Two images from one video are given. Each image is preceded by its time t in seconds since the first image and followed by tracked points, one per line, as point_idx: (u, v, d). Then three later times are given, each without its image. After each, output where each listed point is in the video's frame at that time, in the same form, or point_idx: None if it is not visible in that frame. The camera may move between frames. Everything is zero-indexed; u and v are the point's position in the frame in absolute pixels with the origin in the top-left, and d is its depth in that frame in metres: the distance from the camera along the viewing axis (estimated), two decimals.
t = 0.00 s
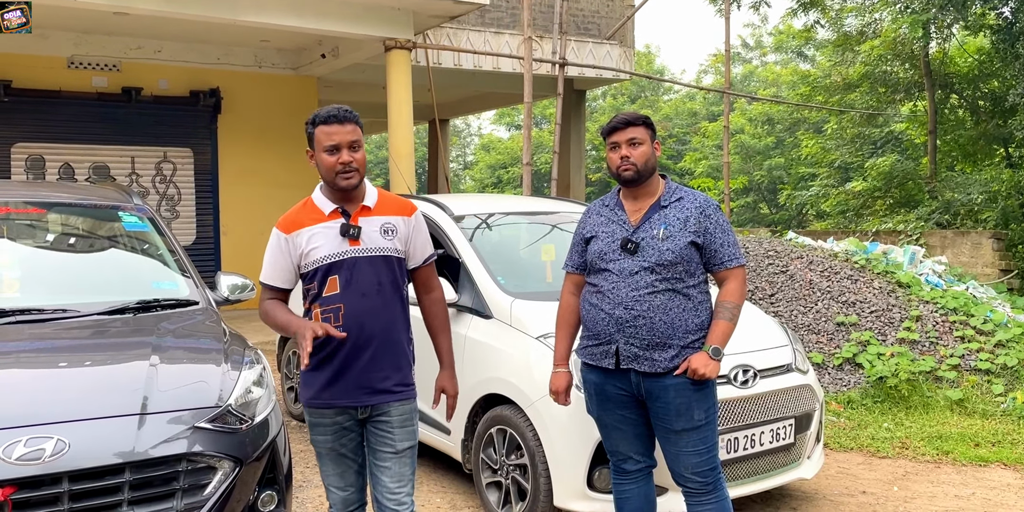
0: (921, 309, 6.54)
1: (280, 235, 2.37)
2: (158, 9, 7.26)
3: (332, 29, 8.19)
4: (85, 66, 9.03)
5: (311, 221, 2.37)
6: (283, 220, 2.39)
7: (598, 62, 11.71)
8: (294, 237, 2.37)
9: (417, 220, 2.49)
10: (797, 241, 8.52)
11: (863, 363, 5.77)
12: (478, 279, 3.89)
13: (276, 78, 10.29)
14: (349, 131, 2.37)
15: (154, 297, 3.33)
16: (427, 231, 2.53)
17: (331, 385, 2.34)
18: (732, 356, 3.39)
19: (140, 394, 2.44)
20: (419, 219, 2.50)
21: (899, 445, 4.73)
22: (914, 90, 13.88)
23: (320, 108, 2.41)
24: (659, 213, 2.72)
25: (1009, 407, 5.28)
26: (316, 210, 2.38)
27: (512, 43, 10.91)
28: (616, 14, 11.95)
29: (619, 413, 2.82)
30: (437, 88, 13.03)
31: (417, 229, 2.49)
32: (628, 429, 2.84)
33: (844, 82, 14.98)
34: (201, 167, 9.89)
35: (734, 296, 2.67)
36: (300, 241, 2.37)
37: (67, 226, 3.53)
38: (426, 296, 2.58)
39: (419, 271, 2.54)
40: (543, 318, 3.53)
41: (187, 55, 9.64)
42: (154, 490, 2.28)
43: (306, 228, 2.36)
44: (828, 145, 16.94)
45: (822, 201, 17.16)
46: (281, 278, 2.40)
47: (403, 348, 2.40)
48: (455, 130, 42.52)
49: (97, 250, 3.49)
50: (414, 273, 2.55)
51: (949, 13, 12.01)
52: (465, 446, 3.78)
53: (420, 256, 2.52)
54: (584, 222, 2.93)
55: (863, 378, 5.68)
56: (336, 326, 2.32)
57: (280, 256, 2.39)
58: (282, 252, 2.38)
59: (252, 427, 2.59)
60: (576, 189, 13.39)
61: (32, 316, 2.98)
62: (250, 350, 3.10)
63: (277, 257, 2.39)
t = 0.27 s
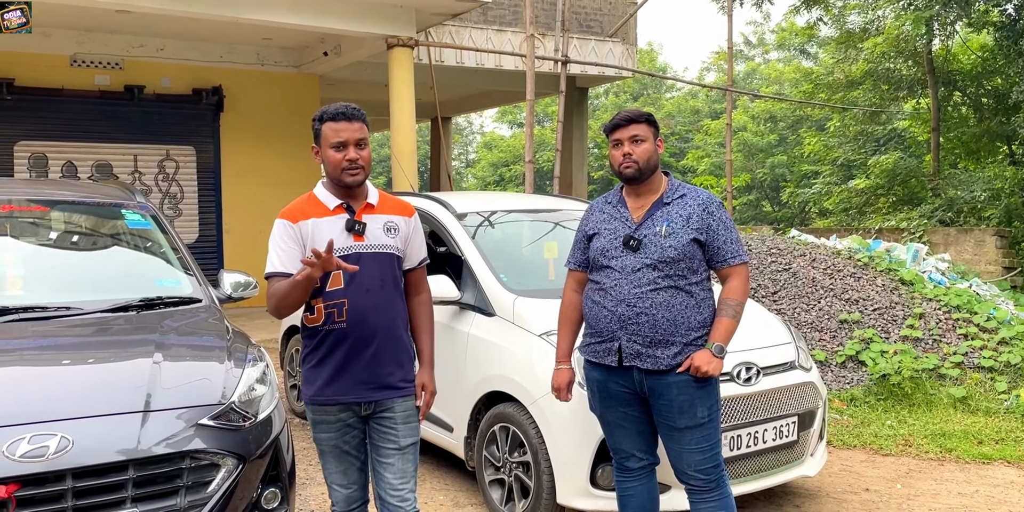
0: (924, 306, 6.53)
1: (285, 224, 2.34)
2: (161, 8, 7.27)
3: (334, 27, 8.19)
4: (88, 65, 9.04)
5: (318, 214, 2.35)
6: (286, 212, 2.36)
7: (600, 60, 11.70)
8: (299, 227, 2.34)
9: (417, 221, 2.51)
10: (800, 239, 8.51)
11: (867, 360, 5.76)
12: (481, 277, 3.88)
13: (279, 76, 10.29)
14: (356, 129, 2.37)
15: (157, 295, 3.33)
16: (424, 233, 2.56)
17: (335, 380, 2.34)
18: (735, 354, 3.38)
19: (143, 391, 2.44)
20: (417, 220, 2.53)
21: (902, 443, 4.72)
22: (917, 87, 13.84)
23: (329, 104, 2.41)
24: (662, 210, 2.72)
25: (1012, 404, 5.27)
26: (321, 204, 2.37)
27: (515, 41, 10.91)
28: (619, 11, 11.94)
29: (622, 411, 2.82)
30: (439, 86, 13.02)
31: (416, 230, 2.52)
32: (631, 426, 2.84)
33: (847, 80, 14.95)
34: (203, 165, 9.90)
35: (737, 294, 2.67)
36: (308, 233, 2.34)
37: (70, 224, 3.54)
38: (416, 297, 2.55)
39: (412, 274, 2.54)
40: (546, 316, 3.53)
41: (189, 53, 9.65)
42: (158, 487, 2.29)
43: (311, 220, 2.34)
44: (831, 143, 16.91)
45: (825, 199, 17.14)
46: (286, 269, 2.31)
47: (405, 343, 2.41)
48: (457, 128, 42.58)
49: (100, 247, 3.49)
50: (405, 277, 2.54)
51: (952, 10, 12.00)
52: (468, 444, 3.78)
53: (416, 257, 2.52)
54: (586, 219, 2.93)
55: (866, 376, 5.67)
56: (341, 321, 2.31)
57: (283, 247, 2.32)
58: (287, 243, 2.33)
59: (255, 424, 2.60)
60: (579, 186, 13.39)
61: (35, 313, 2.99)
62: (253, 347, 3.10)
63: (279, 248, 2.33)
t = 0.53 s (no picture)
0: (928, 304, 6.51)
1: (285, 230, 2.34)
2: (164, 7, 7.27)
3: (337, 25, 8.19)
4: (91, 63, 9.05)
5: (319, 216, 2.35)
6: (288, 216, 2.37)
7: (603, 57, 11.68)
8: (300, 232, 2.35)
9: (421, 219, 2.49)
10: (803, 236, 8.49)
11: (870, 358, 5.75)
12: (484, 275, 3.89)
13: (282, 75, 10.30)
14: (357, 125, 2.37)
15: (161, 293, 3.34)
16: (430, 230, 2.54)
17: (339, 380, 2.35)
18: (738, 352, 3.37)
19: (147, 390, 2.45)
20: (423, 217, 2.51)
21: (906, 441, 4.71)
22: (921, 85, 13.80)
23: (330, 103, 2.42)
24: (664, 208, 2.72)
25: (1016, 402, 5.26)
26: (323, 206, 2.37)
27: (517, 39, 10.91)
28: (622, 9, 11.93)
29: (625, 409, 2.82)
30: (442, 84, 13.02)
31: (420, 227, 2.50)
32: (634, 424, 2.83)
33: (850, 77, 14.91)
34: (206, 164, 9.91)
35: (740, 291, 2.66)
36: (309, 236, 2.34)
37: (74, 222, 3.54)
38: (426, 295, 2.56)
39: (421, 270, 2.54)
40: (549, 314, 3.53)
41: (193, 51, 9.66)
42: (161, 485, 2.29)
43: (313, 223, 2.34)
44: (835, 140, 16.88)
45: (828, 197, 17.11)
46: (289, 274, 2.36)
47: (409, 343, 2.41)
48: (460, 126, 42.64)
49: (104, 246, 3.50)
50: (415, 272, 2.55)
51: (956, 7, 11.97)
52: (471, 442, 3.78)
53: (423, 254, 2.52)
54: (589, 216, 2.93)
55: (870, 374, 5.66)
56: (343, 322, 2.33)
57: (286, 250, 2.35)
58: (289, 248, 2.35)
59: (259, 422, 2.60)
60: (582, 184, 13.38)
61: (39, 311, 2.99)
62: (257, 345, 3.10)
63: (282, 252, 2.35)
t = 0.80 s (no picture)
0: (933, 302, 6.49)
1: (290, 231, 2.40)
2: (168, 6, 7.28)
3: (341, 24, 8.19)
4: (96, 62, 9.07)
5: (321, 219, 2.37)
6: (294, 217, 2.41)
7: (607, 55, 11.66)
8: (304, 234, 2.39)
9: (428, 216, 2.46)
10: (808, 234, 8.46)
11: (875, 356, 5.73)
12: (487, 274, 3.89)
13: (286, 73, 10.31)
14: (355, 130, 2.35)
15: (165, 292, 3.34)
16: (439, 225, 2.50)
17: (342, 378, 2.36)
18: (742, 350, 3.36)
19: (151, 388, 2.45)
20: (430, 214, 2.47)
21: (910, 439, 4.70)
22: (926, 82, 13.75)
23: (332, 103, 2.40)
24: (668, 206, 2.71)
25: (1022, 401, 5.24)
26: (326, 208, 2.39)
27: (521, 37, 10.89)
28: (626, 7, 11.91)
29: (629, 407, 2.81)
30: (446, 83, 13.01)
31: (427, 225, 2.46)
32: (638, 423, 2.83)
33: (855, 75, 14.86)
34: (211, 162, 9.93)
35: (745, 290, 2.65)
36: (312, 238, 2.38)
37: (79, 221, 3.55)
38: (438, 291, 2.55)
39: (431, 267, 2.51)
40: (552, 312, 3.52)
41: (197, 50, 9.67)
42: (166, 483, 2.30)
43: (315, 226, 2.37)
44: (839, 138, 16.83)
45: (833, 195, 17.06)
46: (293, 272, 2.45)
47: (414, 343, 2.41)
48: (464, 125, 42.68)
49: (108, 245, 3.51)
50: (427, 269, 2.52)
51: (961, 5, 11.93)
52: (475, 440, 3.78)
53: (432, 251, 2.49)
54: (593, 215, 2.93)
55: (875, 372, 5.65)
56: (345, 325, 2.34)
57: (291, 251, 2.42)
58: (294, 248, 2.42)
59: (263, 421, 2.60)
60: (586, 182, 13.37)
61: (44, 310, 3.00)
62: (261, 344, 3.10)
63: (289, 252, 2.43)
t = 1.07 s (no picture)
0: (941, 301, 6.45)
1: (309, 223, 2.41)
2: (175, 5, 7.30)
3: (346, 23, 8.20)
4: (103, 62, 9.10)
5: (338, 214, 2.38)
6: (313, 210, 2.43)
7: (613, 54, 11.63)
8: (322, 226, 2.40)
9: (447, 216, 2.42)
10: (815, 233, 8.42)
11: (883, 355, 5.70)
12: (494, 273, 3.88)
13: (292, 72, 10.32)
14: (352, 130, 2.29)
15: (172, 291, 3.35)
16: (460, 226, 2.47)
17: (354, 377, 2.36)
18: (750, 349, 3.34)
19: (158, 387, 2.45)
20: (450, 213, 2.44)
21: (918, 439, 4.67)
22: (934, 80, 13.68)
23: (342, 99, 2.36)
24: (674, 205, 2.70)
25: None
26: (345, 203, 2.39)
27: (527, 35, 10.87)
28: (632, 5, 11.88)
29: (636, 407, 2.80)
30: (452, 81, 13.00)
31: (447, 224, 2.43)
32: (645, 422, 2.82)
33: (862, 73, 14.78)
34: (217, 162, 9.95)
35: (752, 289, 2.64)
36: (329, 233, 2.38)
37: (86, 220, 3.56)
38: (454, 288, 2.49)
39: (451, 266, 2.47)
40: (559, 311, 3.51)
41: (203, 49, 9.69)
42: (173, 482, 2.30)
43: (331, 220, 2.38)
44: (846, 137, 16.74)
45: (840, 193, 16.98)
46: (311, 266, 2.44)
47: (427, 346, 2.38)
48: (470, 124, 42.71)
49: (116, 244, 3.51)
50: (446, 268, 2.48)
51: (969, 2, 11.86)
52: (482, 439, 3.77)
53: (452, 251, 2.44)
54: (600, 213, 2.92)
55: (882, 371, 5.62)
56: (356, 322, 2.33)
57: (307, 244, 2.43)
58: (312, 242, 2.43)
59: (270, 420, 2.60)
60: (592, 181, 13.34)
61: (51, 309, 3.01)
62: (268, 343, 3.10)
63: (308, 244, 2.43)
